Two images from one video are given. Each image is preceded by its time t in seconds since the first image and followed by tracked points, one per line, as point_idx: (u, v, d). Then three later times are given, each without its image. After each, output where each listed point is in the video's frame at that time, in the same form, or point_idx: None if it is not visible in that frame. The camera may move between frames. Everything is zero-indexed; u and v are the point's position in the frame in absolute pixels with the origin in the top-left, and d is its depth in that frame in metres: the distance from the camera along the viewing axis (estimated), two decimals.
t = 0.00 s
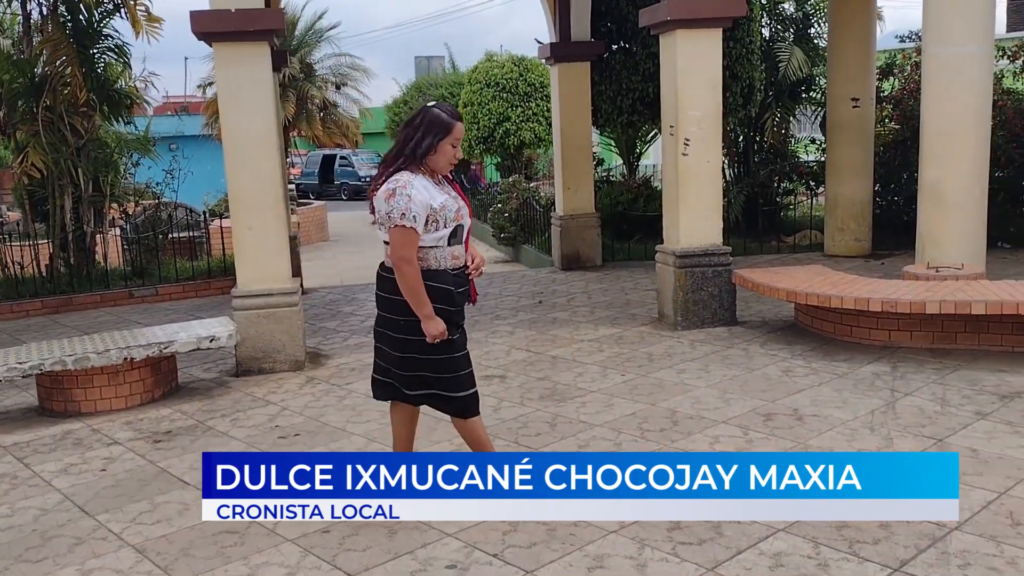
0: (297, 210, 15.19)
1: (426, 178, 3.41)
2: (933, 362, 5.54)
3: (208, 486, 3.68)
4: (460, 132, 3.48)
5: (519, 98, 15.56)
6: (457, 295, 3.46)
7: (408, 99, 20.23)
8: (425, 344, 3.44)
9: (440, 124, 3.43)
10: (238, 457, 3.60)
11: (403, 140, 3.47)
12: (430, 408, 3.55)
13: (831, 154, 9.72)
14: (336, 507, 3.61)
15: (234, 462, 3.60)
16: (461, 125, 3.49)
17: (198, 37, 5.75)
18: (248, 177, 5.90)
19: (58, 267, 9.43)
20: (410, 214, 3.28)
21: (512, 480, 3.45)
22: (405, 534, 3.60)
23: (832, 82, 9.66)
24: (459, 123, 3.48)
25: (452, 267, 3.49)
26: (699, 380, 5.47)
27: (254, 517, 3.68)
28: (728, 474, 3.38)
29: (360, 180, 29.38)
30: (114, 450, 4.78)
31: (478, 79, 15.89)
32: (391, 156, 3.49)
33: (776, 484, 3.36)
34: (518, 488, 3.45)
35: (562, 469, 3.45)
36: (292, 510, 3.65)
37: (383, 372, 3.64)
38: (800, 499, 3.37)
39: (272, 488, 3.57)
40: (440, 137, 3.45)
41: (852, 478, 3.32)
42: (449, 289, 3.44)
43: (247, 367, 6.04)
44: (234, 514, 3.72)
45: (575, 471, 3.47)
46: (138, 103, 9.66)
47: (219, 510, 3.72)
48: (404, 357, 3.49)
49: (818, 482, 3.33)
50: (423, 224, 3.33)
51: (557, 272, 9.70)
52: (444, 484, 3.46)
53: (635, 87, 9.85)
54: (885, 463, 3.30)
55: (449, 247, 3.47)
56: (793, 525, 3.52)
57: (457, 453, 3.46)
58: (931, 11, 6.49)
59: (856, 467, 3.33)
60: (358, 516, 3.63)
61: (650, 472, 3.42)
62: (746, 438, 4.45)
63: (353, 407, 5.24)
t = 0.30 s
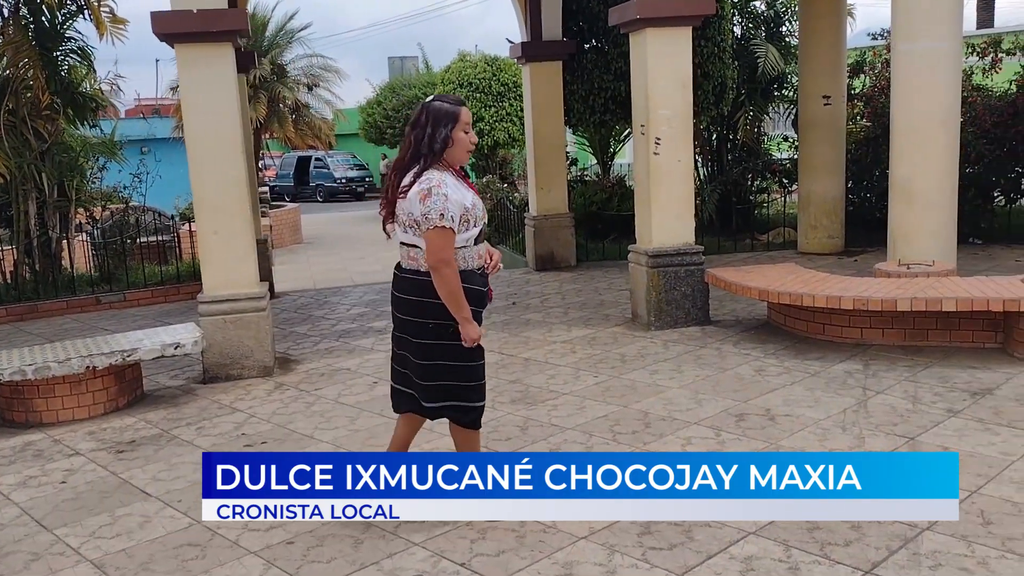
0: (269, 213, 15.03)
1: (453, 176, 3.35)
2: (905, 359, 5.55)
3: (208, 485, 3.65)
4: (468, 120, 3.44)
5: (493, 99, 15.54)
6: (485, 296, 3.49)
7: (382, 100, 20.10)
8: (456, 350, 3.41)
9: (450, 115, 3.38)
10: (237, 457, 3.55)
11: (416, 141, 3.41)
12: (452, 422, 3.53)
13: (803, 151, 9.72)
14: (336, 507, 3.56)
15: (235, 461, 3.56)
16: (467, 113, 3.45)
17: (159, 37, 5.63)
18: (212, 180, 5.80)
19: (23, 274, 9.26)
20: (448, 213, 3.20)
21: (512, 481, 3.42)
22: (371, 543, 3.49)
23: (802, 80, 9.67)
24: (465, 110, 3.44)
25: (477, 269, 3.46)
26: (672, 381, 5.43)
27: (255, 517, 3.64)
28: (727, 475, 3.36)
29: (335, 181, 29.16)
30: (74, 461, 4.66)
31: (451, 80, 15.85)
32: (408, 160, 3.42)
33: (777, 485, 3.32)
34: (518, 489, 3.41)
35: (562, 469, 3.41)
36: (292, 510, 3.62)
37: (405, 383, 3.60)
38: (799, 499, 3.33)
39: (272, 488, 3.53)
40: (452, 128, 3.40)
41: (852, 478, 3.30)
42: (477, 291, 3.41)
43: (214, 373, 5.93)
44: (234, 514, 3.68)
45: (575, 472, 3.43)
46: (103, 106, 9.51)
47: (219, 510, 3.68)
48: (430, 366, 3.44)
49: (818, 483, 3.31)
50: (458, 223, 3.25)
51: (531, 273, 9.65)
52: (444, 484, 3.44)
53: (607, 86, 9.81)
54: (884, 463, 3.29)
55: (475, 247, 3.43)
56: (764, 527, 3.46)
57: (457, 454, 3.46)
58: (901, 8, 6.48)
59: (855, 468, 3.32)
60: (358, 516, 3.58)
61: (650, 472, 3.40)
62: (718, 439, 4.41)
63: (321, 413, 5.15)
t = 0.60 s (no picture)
0: (253, 216, 14.94)
1: (456, 174, 3.28)
2: (884, 359, 5.51)
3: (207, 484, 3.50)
4: (449, 107, 3.35)
5: (477, 99, 15.47)
6: (489, 301, 3.41)
7: (367, 101, 20.02)
8: (454, 354, 3.33)
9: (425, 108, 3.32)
10: (237, 457, 3.39)
11: (409, 141, 3.35)
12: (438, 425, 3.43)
13: (786, 150, 9.70)
14: (336, 506, 3.44)
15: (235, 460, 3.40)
16: (448, 101, 3.36)
17: (128, 41, 5.55)
18: (184, 185, 5.72)
19: None
20: (448, 212, 3.14)
21: (513, 480, 3.28)
22: (338, 555, 3.43)
23: (784, 78, 9.62)
24: (444, 98, 3.35)
25: (484, 272, 3.39)
26: (650, 384, 5.38)
27: (254, 517, 3.52)
28: (726, 473, 3.18)
29: (323, 183, 29.04)
30: (41, 473, 4.57)
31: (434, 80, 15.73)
32: (406, 162, 3.36)
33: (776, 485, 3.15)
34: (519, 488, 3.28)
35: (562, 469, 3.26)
36: (291, 510, 3.49)
37: (402, 386, 3.52)
38: (800, 500, 3.18)
39: (273, 488, 3.39)
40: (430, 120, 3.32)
41: (852, 478, 3.12)
42: (482, 294, 3.35)
43: (189, 381, 5.85)
44: (234, 513, 3.56)
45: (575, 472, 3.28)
46: (80, 110, 9.40)
47: (219, 510, 3.56)
48: (426, 368, 3.35)
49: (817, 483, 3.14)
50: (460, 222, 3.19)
51: (514, 275, 9.59)
52: (444, 484, 3.31)
53: (588, 86, 9.77)
54: (885, 463, 3.10)
55: (482, 249, 3.36)
56: (735, 534, 3.42)
57: (455, 452, 3.29)
58: (880, 5, 6.43)
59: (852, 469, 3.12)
60: (358, 515, 3.48)
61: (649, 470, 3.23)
62: (694, 443, 4.36)
63: (295, 421, 5.08)
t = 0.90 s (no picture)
0: (245, 218, 14.88)
1: (452, 183, 3.23)
2: (866, 365, 5.47)
3: (207, 484, 3.50)
4: (459, 115, 3.27)
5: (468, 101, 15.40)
6: (484, 312, 3.29)
7: (360, 103, 19.96)
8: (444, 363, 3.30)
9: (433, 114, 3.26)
10: (237, 457, 3.42)
11: (417, 145, 3.33)
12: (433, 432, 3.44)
13: (776, 153, 9.65)
14: (335, 507, 3.44)
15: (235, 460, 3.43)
16: (460, 109, 3.29)
17: (105, 43, 5.51)
18: (164, 188, 5.68)
19: None
20: (428, 221, 3.11)
21: (512, 481, 3.33)
22: (302, 564, 3.39)
23: (774, 82, 9.59)
24: (455, 105, 3.28)
25: (484, 281, 3.31)
26: (630, 390, 5.33)
27: (254, 517, 3.52)
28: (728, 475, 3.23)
29: (319, 185, 28.97)
30: (12, 479, 4.52)
31: (426, 83, 15.34)
32: (412, 166, 3.36)
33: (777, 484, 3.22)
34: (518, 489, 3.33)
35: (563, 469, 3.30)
36: (291, 510, 3.50)
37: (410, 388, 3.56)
38: (799, 499, 3.23)
39: (272, 488, 3.41)
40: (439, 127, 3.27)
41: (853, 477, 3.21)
42: (475, 305, 3.28)
43: (167, 385, 5.81)
44: (234, 513, 3.57)
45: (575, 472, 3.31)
46: (66, 112, 9.32)
47: (219, 510, 3.56)
48: (419, 373, 3.37)
49: (818, 483, 3.21)
50: (445, 232, 3.14)
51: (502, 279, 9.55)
52: (444, 484, 3.33)
53: (576, 89, 9.73)
54: (886, 463, 3.19)
55: (481, 258, 3.28)
56: (703, 544, 3.38)
57: (456, 452, 3.34)
58: (864, 8, 6.40)
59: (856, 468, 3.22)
60: (357, 515, 3.48)
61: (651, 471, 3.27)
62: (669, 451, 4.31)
63: (271, 427, 5.04)
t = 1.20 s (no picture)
0: (236, 216, 14.83)
1: (468, 178, 3.22)
2: (846, 372, 5.44)
3: (208, 485, 3.56)
4: (483, 111, 3.26)
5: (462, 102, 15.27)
6: (501, 308, 3.26)
7: (355, 102, 19.90)
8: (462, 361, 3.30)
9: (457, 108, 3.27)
10: (237, 456, 3.46)
11: (440, 140, 3.34)
12: (459, 433, 3.39)
13: (766, 157, 9.59)
14: (336, 507, 3.50)
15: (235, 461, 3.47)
16: (484, 105, 3.28)
17: (83, 40, 5.47)
18: (142, 187, 5.65)
19: None
20: (438, 216, 3.13)
21: (512, 481, 3.36)
22: (263, 568, 3.35)
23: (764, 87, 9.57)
24: (479, 101, 3.27)
25: (500, 276, 3.27)
26: (608, 394, 5.29)
27: (255, 517, 3.57)
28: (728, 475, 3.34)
29: (317, 184, 28.91)
30: None
31: (419, 83, 15.11)
32: (435, 160, 3.37)
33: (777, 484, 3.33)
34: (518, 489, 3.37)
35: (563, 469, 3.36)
36: (291, 510, 3.57)
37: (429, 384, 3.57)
38: (799, 499, 3.33)
39: (273, 488, 3.46)
40: (461, 121, 3.26)
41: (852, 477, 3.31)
42: (490, 300, 3.25)
43: (143, 384, 5.77)
44: (234, 513, 3.59)
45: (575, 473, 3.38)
46: (52, 108, 9.30)
47: (219, 510, 3.58)
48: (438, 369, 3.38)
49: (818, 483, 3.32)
50: (457, 226, 3.15)
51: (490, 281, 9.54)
52: (445, 484, 3.34)
53: (566, 91, 9.69)
54: (884, 465, 3.31)
55: (497, 253, 3.26)
56: (668, 552, 3.34)
57: (455, 452, 3.33)
58: (850, 12, 6.37)
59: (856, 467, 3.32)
60: (358, 516, 3.51)
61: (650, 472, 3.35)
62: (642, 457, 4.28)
63: (244, 428, 5.00)
